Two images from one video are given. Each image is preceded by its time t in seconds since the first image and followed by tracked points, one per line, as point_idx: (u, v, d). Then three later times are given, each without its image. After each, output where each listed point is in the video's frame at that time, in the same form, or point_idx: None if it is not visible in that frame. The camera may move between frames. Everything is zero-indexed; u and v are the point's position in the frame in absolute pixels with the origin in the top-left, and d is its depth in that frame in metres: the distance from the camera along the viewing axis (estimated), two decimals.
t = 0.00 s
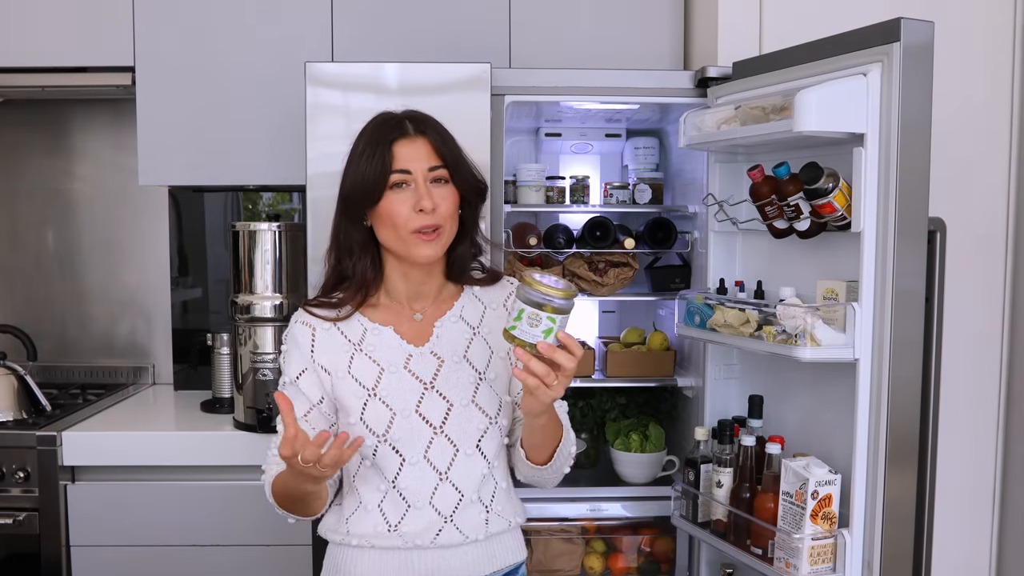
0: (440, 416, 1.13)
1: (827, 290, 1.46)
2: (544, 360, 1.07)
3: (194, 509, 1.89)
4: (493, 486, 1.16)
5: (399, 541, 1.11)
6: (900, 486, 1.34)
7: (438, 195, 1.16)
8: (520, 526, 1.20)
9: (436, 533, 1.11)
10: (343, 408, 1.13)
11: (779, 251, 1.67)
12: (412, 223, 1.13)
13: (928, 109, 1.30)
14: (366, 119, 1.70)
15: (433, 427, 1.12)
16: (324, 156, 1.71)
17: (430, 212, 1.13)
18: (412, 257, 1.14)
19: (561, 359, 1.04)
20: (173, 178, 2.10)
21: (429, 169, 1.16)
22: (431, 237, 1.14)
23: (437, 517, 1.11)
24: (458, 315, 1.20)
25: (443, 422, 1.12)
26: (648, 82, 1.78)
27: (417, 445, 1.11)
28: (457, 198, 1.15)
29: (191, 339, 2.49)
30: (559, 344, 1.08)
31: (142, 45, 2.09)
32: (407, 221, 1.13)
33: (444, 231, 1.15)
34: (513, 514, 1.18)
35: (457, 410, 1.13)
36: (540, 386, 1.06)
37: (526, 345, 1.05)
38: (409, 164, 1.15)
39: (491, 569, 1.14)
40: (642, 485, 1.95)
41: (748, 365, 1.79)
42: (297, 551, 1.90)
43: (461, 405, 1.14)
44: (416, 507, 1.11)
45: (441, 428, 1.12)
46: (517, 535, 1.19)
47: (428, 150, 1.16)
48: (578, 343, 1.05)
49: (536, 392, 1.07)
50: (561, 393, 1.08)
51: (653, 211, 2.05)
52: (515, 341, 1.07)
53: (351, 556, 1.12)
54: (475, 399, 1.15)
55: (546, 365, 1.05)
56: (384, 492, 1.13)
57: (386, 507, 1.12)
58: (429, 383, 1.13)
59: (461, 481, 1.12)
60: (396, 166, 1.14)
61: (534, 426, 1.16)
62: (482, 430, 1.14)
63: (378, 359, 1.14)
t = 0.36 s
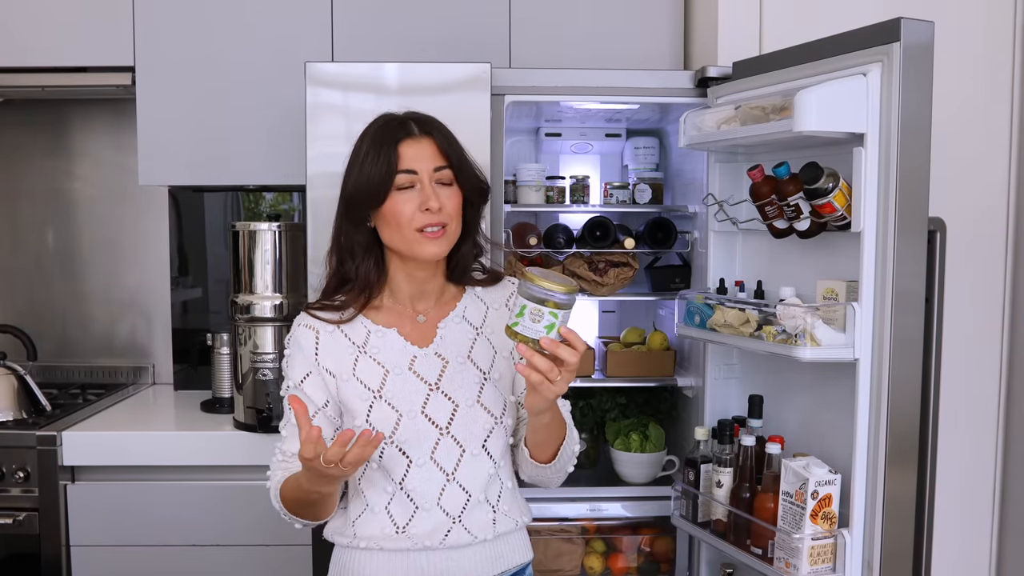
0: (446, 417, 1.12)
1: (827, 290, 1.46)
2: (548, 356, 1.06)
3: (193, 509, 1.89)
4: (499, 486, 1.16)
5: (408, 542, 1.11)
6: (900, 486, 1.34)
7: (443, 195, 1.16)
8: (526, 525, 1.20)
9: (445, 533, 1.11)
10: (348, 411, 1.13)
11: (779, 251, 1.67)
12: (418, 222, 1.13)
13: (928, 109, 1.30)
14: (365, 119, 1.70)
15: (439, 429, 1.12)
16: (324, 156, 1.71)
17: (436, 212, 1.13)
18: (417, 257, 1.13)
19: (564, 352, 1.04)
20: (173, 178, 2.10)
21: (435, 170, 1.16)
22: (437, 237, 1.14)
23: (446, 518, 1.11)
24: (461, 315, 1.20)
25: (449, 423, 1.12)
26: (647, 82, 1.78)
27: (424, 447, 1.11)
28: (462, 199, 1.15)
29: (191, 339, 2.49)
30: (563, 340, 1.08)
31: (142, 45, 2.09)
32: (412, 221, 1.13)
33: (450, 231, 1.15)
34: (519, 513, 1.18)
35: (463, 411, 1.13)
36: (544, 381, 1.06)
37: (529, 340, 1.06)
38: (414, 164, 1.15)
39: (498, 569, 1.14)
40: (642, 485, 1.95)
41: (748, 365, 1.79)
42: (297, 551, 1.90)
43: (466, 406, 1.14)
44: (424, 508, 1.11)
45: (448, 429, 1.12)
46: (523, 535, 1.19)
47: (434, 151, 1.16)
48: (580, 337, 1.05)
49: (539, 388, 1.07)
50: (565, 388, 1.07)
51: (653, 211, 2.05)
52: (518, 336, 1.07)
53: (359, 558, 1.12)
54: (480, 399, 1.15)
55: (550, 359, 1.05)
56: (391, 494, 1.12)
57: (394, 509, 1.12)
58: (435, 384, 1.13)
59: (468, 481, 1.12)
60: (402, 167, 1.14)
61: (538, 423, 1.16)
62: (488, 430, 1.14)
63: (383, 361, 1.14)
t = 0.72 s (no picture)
0: (449, 416, 1.12)
1: (827, 290, 1.46)
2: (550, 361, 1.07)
3: (193, 509, 1.89)
4: (501, 485, 1.16)
5: (411, 541, 1.11)
6: (900, 486, 1.34)
7: (457, 185, 1.16)
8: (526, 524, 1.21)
9: (448, 532, 1.11)
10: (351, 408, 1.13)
11: (779, 251, 1.67)
12: (433, 209, 1.12)
13: (929, 109, 1.30)
14: (365, 119, 1.70)
15: (442, 427, 1.12)
16: (323, 156, 1.70)
17: (452, 201, 1.13)
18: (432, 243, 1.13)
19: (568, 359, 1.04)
20: (173, 178, 2.10)
21: (449, 161, 1.16)
22: (451, 225, 1.13)
23: (448, 517, 1.11)
24: (463, 314, 1.20)
25: (451, 422, 1.12)
26: (647, 82, 1.78)
27: (427, 445, 1.11)
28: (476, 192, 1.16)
29: (191, 339, 2.49)
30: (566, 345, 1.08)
31: (142, 45, 2.09)
32: (428, 208, 1.12)
33: (463, 220, 1.15)
34: (520, 512, 1.18)
35: (465, 410, 1.13)
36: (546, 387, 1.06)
37: (533, 346, 1.05)
38: (431, 155, 1.15)
39: (500, 568, 1.14)
40: (641, 485, 1.95)
41: (748, 365, 1.79)
42: (297, 551, 1.90)
43: (469, 405, 1.14)
44: (427, 507, 1.11)
45: (450, 428, 1.12)
46: (524, 533, 1.19)
47: (448, 142, 1.17)
48: (581, 342, 1.06)
49: (542, 392, 1.07)
50: (567, 392, 1.08)
51: (653, 211, 2.05)
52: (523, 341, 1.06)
53: (362, 557, 1.12)
54: (482, 398, 1.15)
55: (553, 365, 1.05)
56: (394, 493, 1.12)
57: (397, 507, 1.12)
58: (437, 383, 1.13)
59: (470, 480, 1.12)
60: (417, 156, 1.14)
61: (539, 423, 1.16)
62: (490, 429, 1.15)
63: (386, 360, 1.13)
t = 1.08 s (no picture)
0: (443, 411, 1.13)
1: (827, 290, 1.46)
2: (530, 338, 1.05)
3: (194, 509, 1.89)
4: (497, 479, 1.17)
5: (409, 535, 1.10)
6: (900, 486, 1.34)
7: (458, 194, 1.16)
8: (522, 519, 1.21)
9: (445, 526, 1.11)
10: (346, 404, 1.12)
11: (779, 251, 1.67)
12: (434, 219, 1.12)
13: (928, 109, 1.30)
14: (365, 119, 1.70)
15: (436, 422, 1.12)
16: (324, 156, 1.70)
17: (454, 209, 1.14)
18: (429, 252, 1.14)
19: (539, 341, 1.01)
20: (173, 178, 2.10)
21: (451, 169, 1.16)
22: (449, 234, 1.14)
23: (445, 510, 1.11)
24: (455, 311, 1.20)
25: (446, 417, 1.13)
26: (647, 83, 1.78)
27: (422, 439, 1.12)
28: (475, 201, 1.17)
29: (191, 339, 2.49)
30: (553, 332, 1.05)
31: (142, 45, 2.09)
32: (429, 217, 1.12)
33: (459, 228, 1.16)
34: (515, 508, 1.18)
35: (459, 404, 1.14)
36: (519, 360, 1.04)
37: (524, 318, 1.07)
38: (436, 161, 1.15)
39: (497, 563, 1.15)
40: (641, 485, 1.95)
41: (748, 365, 1.79)
42: (297, 551, 1.90)
43: (462, 399, 1.14)
44: (424, 501, 1.11)
45: (445, 422, 1.12)
46: (520, 529, 1.19)
47: (451, 150, 1.17)
48: (567, 334, 1.01)
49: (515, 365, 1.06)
50: (539, 373, 1.05)
51: (653, 211, 2.05)
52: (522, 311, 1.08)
53: (360, 551, 1.11)
54: (475, 392, 1.16)
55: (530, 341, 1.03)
56: (392, 487, 1.12)
57: (394, 501, 1.11)
58: (432, 378, 1.13)
59: (466, 474, 1.12)
60: (422, 164, 1.14)
61: (529, 404, 1.13)
62: (484, 423, 1.15)
63: (382, 355, 1.13)
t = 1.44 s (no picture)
0: (441, 407, 1.12)
1: (827, 290, 1.46)
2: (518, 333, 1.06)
3: (193, 509, 1.89)
4: (493, 476, 1.16)
5: (405, 531, 1.10)
6: (900, 486, 1.34)
7: (438, 196, 1.15)
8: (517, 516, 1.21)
9: (441, 522, 1.11)
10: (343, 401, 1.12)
11: (779, 252, 1.67)
12: (412, 222, 1.12)
13: (928, 110, 1.30)
14: (365, 119, 1.70)
15: (434, 418, 1.12)
16: (324, 156, 1.70)
17: (432, 211, 1.12)
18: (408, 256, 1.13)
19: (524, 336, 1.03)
20: (173, 178, 2.10)
21: (430, 171, 1.15)
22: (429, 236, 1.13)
23: (441, 507, 1.11)
24: (451, 311, 1.21)
25: (443, 413, 1.12)
26: (647, 82, 1.78)
27: (420, 436, 1.11)
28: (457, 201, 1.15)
29: (191, 339, 2.49)
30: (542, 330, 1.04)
31: (142, 45, 2.09)
32: (408, 220, 1.12)
33: (443, 230, 1.14)
34: (512, 504, 1.19)
35: (456, 401, 1.13)
36: (508, 356, 1.06)
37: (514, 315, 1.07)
38: (413, 165, 1.14)
39: (492, 559, 1.15)
40: (641, 485, 1.95)
41: (748, 365, 1.79)
42: (297, 551, 1.90)
43: (459, 397, 1.14)
44: (420, 497, 1.10)
45: (442, 418, 1.12)
46: (515, 526, 1.20)
47: (430, 152, 1.16)
48: (554, 329, 1.02)
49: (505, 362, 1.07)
50: (529, 369, 1.06)
51: (653, 211, 2.05)
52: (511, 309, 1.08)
53: (357, 548, 1.11)
54: (472, 390, 1.15)
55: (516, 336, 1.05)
56: (386, 484, 1.10)
57: (390, 498, 1.10)
58: (429, 375, 1.13)
59: (462, 471, 1.12)
60: (399, 167, 1.14)
61: (521, 403, 1.14)
62: (480, 421, 1.14)
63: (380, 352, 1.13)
